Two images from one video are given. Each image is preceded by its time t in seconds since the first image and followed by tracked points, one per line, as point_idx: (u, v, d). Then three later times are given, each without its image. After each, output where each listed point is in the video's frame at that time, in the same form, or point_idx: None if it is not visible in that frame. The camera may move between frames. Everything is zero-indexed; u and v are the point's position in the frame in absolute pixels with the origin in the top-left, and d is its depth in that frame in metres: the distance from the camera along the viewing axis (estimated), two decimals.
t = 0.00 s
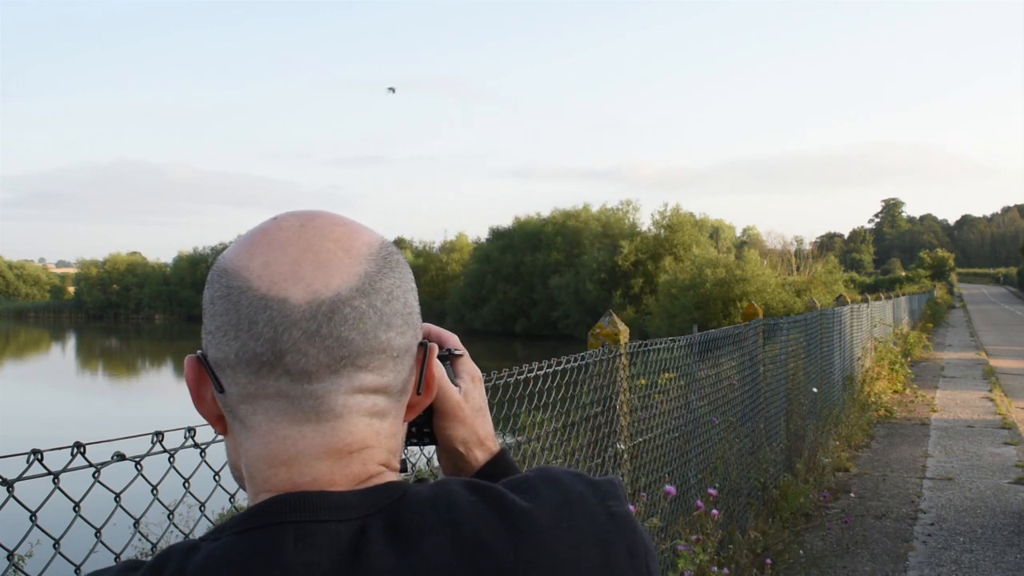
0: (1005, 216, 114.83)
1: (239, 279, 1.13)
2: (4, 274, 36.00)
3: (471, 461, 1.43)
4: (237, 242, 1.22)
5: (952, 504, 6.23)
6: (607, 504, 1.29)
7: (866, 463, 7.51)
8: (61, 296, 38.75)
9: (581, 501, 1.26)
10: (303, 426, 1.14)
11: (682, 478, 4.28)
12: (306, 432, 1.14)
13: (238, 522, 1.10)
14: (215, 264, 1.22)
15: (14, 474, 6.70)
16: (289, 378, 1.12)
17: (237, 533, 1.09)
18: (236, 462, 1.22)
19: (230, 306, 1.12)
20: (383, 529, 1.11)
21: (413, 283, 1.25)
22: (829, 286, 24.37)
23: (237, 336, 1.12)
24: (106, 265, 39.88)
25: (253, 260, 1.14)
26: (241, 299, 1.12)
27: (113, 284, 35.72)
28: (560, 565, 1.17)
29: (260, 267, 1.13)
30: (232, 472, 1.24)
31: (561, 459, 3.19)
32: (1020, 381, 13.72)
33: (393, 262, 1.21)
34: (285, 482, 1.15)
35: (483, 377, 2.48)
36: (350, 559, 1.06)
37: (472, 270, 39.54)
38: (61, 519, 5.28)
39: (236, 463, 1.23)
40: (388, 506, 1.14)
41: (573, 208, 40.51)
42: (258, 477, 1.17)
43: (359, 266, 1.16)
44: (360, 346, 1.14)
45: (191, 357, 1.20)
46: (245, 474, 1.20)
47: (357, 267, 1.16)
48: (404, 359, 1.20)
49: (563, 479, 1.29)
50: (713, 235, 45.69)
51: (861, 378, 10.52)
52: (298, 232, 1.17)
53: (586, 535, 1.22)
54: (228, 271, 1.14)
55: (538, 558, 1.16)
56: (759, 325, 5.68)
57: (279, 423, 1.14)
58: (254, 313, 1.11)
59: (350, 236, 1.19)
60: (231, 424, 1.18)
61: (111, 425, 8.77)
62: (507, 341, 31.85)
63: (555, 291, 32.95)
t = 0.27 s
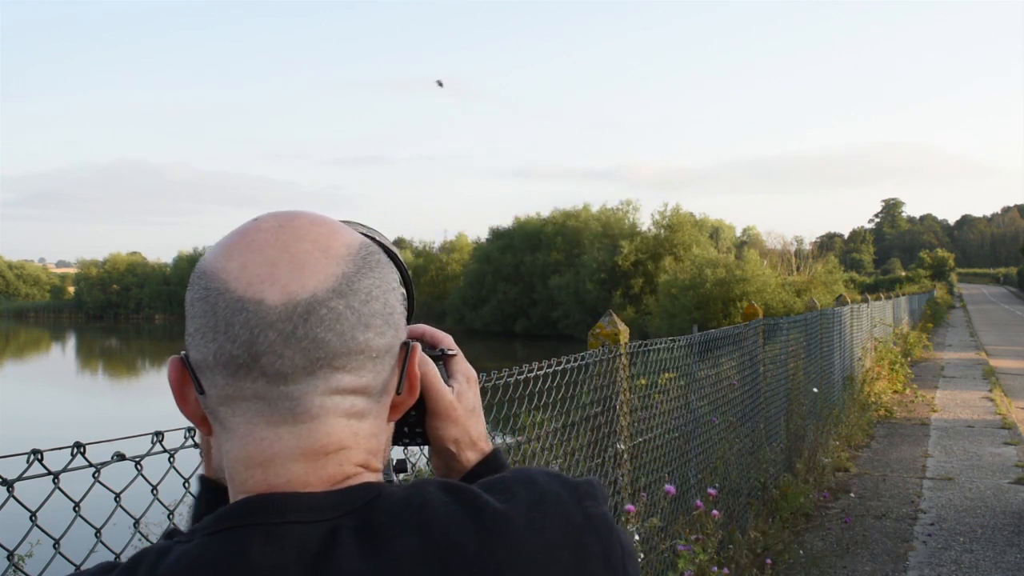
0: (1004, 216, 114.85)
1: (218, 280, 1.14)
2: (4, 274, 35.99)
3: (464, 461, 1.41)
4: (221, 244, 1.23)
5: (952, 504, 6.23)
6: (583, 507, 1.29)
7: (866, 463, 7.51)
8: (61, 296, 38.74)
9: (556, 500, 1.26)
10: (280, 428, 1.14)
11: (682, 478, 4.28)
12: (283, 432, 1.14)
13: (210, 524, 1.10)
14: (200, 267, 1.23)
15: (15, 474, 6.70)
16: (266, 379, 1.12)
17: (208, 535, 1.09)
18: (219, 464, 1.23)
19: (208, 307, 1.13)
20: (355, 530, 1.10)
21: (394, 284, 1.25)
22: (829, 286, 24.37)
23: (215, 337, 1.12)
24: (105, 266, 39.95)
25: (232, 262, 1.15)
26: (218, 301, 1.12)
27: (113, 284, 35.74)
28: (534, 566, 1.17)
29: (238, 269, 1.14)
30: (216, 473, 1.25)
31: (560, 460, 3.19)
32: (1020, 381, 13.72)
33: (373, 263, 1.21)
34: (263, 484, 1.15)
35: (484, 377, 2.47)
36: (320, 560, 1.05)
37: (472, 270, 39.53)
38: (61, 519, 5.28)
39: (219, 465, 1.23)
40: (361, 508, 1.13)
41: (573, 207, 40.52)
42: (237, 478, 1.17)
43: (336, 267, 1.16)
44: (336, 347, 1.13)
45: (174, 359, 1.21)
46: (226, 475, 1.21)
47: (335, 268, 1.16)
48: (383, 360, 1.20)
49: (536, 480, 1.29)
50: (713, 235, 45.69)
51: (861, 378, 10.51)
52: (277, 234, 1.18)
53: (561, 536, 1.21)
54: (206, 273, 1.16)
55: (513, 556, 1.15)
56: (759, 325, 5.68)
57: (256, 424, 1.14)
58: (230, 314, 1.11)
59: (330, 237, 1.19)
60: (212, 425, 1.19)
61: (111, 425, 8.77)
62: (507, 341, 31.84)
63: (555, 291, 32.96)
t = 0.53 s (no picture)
0: (1004, 216, 114.82)
1: (193, 280, 1.11)
2: (5, 274, 35.99)
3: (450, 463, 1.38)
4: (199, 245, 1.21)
5: (952, 504, 6.23)
6: (554, 511, 1.21)
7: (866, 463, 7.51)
8: (61, 295, 38.75)
9: (524, 503, 1.19)
10: (251, 431, 1.11)
11: (682, 478, 4.28)
12: (254, 436, 1.11)
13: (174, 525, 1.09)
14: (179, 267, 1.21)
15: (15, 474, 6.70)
16: (238, 382, 1.09)
17: (169, 536, 1.07)
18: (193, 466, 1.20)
19: (182, 307, 1.11)
20: (314, 536, 1.07)
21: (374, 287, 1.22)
22: (829, 286, 24.38)
23: (188, 338, 1.10)
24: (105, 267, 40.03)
25: (208, 263, 1.12)
26: (191, 302, 1.10)
27: (113, 283, 35.75)
28: None
29: (212, 270, 1.11)
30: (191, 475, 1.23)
31: (560, 460, 3.19)
32: (1020, 381, 13.72)
33: (352, 265, 1.18)
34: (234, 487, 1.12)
35: (483, 376, 2.47)
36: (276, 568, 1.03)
37: (472, 270, 39.52)
38: (61, 519, 5.28)
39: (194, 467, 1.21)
40: (326, 512, 1.10)
41: (573, 207, 40.54)
42: (209, 480, 1.14)
43: (312, 269, 1.13)
44: (310, 350, 1.10)
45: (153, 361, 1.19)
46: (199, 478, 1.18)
47: (310, 270, 1.13)
48: (359, 363, 1.16)
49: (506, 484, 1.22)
50: (713, 235, 45.70)
51: (861, 378, 10.52)
52: (253, 235, 1.15)
53: (526, 545, 1.15)
54: (181, 275, 1.13)
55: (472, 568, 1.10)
56: (759, 325, 5.68)
57: (227, 426, 1.11)
58: (203, 315, 1.09)
59: (308, 239, 1.17)
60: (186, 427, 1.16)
61: (112, 425, 8.77)
62: (508, 341, 31.85)
63: (555, 291, 32.96)
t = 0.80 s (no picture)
0: (1004, 215, 114.83)
1: (153, 269, 1.05)
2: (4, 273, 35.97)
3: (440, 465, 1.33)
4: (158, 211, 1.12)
5: (951, 504, 6.23)
6: (528, 526, 1.18)
7: (866, 463, 7.51)
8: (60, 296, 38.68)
9: (496, 515, 1.17)
10: (219, 427, 1.08)
11: (682, 478, 4.28)
12: (221, 433, 1.08)
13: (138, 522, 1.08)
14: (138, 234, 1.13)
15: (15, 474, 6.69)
16: (204, 380, 1.05)
17: (130, 535, 1.07)
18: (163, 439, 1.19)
19: (142, 297, 1.05)
20: (279, 538, 1.06)
21: (346, 261, 1.16)
22: (829, 286, 24.37)
23: (149, 329, 1.05)
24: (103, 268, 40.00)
25: (168, 250, 1.05)
26: (150, 294, 1.04)
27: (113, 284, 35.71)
28: None
29: (173, 259, 1.04)
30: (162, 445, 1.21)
31: (560, 460, 3.19)
32: (1020, 382, 13.71)
33: (321, 247, 1.10)
34: (201, 479, 1.10)
35: (484, 375, 2.47)
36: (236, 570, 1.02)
37: (472, 270, 39.53)
38: (61, 519, 5.28)
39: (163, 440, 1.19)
40: (297, 511, 1.08)
41: (574, 207, 40.53)
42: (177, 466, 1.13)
43: (280, 258, 1.06)
44: (278, 348, 1.05)
45: (114, 331, 1.13)
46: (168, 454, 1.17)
47: (278, 260, 1.06)
48: (330, 352, 1.12)
49: (483, 494, 1.19)
50: (713, 235, 45.70)
51: (861, 378, 10.51)
52: (217, 217, 1.07)
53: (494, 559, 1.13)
54: (138, 258, 1.06)
55: None
56: (759, 325, 5.68)
57: (194, 421, 1.08)
58: (165, 311, 1.03)
59: (275, 220, 1.09)
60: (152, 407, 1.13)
61: (111, 425, 8.77)
62: (508, 341, 31.84)
63: (555, 291, 32.93)
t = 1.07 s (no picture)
0: (1004, 215, 114.83)
1: (91, 283, 1.00)
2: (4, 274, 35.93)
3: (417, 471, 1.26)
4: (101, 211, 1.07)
5: (952, 504, 6.23)
6: (484, 543, 1.08)
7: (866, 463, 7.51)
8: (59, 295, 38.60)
9: (449, 525, 1.08)
10: (164, 440, 1.04)
11: (682, 478, 4.28)
12: (168, 445, 1.04)
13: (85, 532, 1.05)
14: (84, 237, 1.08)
15: (16, 473, 6.70)
16: (147, 395, 1.01)
17: (78, 546, 1.04)
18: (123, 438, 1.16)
19: (83, 311, 1.01)
20: (223, 551, 1.00)
21: (298, 261, 1.08)
22: (829, 286, 24.37)
23: (91, 342, 1.01)
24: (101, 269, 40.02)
25: (105, 261, 1.00)
26: (90, 307, 1.00)
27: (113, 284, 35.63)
28: None
29: (108, 271, 0.99)
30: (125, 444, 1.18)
31: (560, 460, 3.19)
32: (1020, 382, 13.72)
33: (266, 251, 1.03)
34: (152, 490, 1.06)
35: (483, 375, 2.47)
36: None
37: (472, 270, 39.55)
38: (61, 518, 5.28)
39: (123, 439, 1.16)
40: (248, 520, 1.04)
41: (574, 207, 40.53)
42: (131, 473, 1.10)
43: (219, 269, 1.00)
44: (221, 361, 1.00)
45: (67, 334, 1.10)
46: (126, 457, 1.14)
47: (218, 270, 1.00)
48: (280, 358, 1.06)
49: (439, 505, 1.10)
50: (713, 235, 45.69)
51: (861, 378, 10.52)
52: (155, 225, 1.01)
53: None
54: (78, 267, 1.02)
55: None
56: (759, 325, 5.68)
57: (140, 433, 1.04)
58: (104, 325, 0.99)
59: (216, 224, 1.02)
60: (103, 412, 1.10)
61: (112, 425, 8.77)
62: (508, 341, 31.85)
63: (555, 291, 32.92)
